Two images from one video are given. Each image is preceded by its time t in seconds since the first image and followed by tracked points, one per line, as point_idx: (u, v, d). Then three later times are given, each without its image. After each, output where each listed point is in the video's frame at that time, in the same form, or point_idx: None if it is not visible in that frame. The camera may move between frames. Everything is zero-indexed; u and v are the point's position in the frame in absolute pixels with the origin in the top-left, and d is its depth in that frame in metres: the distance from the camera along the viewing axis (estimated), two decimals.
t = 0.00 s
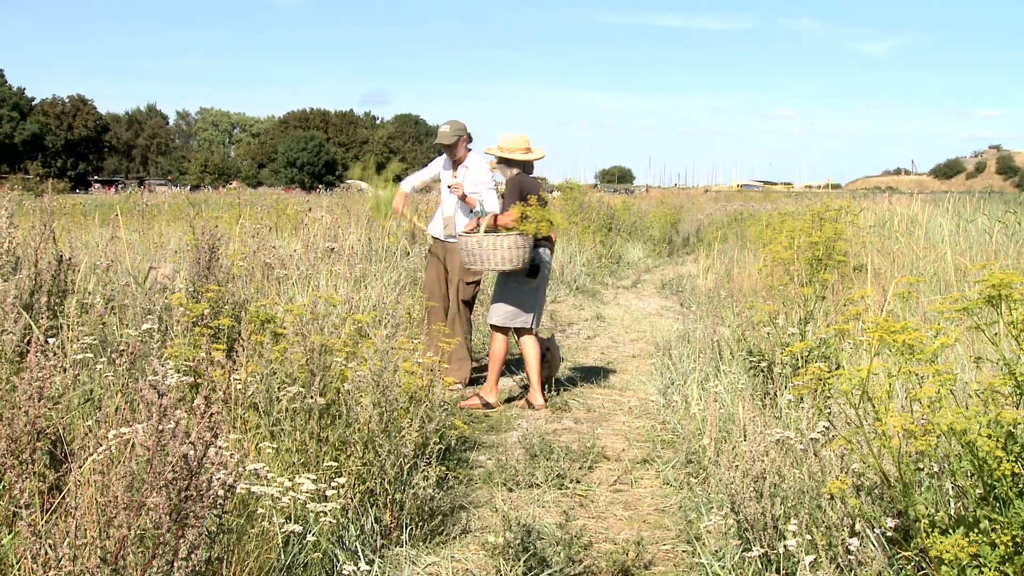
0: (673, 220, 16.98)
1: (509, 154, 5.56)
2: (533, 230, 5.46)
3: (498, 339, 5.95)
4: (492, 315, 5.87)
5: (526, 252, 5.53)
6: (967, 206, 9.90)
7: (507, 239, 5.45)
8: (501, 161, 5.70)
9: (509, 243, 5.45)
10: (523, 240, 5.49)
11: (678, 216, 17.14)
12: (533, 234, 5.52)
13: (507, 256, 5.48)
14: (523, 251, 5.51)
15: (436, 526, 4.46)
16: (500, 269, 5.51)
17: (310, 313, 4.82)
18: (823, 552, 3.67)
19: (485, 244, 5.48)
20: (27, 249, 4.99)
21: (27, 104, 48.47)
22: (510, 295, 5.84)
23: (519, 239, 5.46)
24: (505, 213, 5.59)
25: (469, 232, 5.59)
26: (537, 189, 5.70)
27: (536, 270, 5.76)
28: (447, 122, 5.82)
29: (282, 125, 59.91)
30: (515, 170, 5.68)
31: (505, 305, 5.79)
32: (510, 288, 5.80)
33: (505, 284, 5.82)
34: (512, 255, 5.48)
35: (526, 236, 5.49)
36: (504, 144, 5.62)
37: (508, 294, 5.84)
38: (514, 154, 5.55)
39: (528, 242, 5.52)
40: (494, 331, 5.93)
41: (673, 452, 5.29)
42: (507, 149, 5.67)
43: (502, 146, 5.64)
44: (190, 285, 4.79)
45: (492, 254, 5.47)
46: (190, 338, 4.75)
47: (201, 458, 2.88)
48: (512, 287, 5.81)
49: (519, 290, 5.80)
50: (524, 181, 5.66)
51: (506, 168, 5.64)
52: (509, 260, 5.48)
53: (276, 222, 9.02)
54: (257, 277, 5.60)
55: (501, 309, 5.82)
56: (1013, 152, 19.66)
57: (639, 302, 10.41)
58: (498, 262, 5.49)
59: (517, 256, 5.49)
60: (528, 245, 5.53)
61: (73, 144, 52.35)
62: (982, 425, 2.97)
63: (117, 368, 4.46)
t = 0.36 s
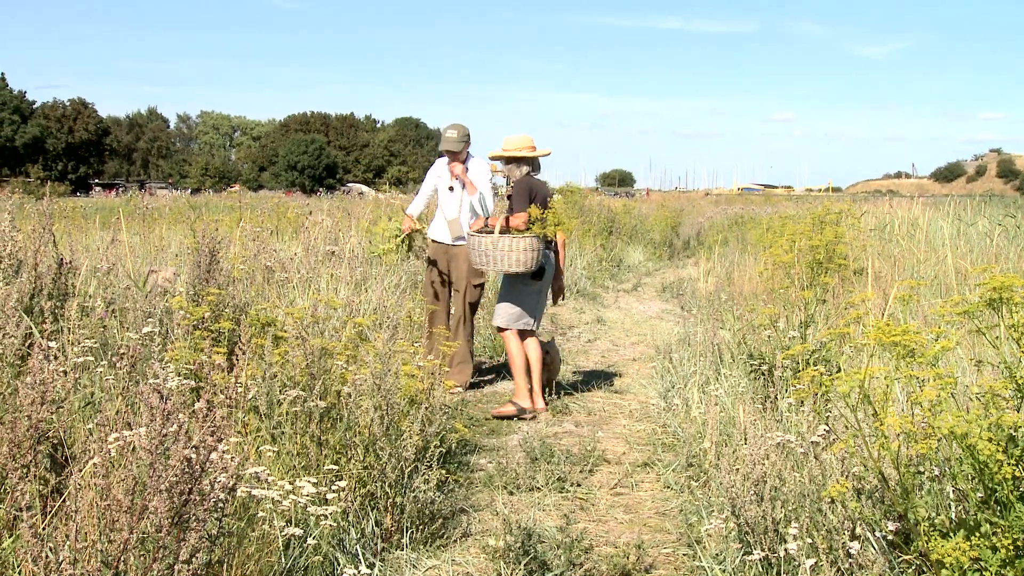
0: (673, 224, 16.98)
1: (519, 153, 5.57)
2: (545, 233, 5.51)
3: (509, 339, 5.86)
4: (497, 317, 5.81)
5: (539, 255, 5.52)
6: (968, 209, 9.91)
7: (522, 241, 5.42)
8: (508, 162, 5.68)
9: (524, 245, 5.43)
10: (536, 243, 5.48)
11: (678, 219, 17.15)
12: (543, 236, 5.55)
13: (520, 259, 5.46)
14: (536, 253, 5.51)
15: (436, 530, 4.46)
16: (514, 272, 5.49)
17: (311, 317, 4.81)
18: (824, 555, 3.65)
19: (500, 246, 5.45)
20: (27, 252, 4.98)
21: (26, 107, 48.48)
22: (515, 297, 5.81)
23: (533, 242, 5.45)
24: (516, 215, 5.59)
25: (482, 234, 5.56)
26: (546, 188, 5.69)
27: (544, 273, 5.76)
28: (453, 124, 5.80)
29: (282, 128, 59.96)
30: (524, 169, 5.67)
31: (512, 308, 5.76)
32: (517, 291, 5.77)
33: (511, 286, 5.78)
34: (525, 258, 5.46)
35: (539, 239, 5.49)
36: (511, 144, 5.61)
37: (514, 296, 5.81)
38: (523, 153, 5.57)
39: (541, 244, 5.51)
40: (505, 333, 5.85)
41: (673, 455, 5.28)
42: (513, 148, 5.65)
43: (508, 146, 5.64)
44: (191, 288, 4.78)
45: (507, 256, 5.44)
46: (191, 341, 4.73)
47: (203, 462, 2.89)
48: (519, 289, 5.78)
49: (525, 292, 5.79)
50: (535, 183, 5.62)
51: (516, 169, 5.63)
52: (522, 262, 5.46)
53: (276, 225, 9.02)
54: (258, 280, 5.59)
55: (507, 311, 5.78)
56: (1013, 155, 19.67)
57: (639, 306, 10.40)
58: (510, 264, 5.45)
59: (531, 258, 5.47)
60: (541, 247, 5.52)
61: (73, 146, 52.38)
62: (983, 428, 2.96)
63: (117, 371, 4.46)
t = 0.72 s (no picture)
0: (681, 225, 16.93)
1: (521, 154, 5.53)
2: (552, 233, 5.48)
3: (529, 345, 5.72)
4: (511, 323, 5.72)
5: (548, 255, 5.48)
6: (980, 209, 9.83)
7: (529, 243, 5.38)
8: (510, 163, 5.64)
9: (532, 246, 5.38)
10: (544, 243, 5.44)
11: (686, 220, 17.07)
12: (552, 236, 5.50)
13: (530, 261, 5.40)
14: (545, 254, 5.46)
15: (442, 533, 4.44)
16: (524, 274, 5.43)
17: (316, 318, 4.77)
18: (834, 560, 3.61)
19: (508, 250, 5.40)
20: (31, 253, 4.96)
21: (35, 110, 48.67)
22: (529, 302, 5.71)
23: (540, 242, 5.41)
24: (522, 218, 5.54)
25: (489, 239, 5.51)
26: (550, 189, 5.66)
27: (553, 274, 5.69)
28: (462, 126, 5.75)
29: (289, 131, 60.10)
30: (527, 170, 5.63)
31: (527, 312, 5.66)
32: (530, 295, 5.68)
33: (523, 290, 5.69)
34: (534, 259, 5.41)
35: (546, 239, 5.45)
36: (513, 144, 5.57)
37: (527, 301, 5.71)
38: (526, 154, 5.52)
39: (549, 244, 5.47)
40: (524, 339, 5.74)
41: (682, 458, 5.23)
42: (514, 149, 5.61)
43: (510, 147, 5.59)
44: (196, 289, 4.75)
45: (516, 259, 5.39)
46: (195, 343, 4.67)
47: (206, 464, 2.99)
48: (532, 293, 5.69)
49: (538, 295, 5.70)
50: (538, 183, 5.58)
51: (519, 170, 5.59)
52: (532, 264, 5.41)
53: (282, 226, 9.01)
54: (262, 281, 5.57)
55: (522, 317, 5.69)
56: None
57: (647, 308, 10.35)
58: (521, 266, 5.40)
59: (541, 259, 5.42)
60: (549, 247, 5.48)
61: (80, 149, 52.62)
62: (994, 432, 2.91)
63: (121, 373, 4.43)
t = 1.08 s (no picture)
0: (700, 225, 16.55)
1: (529, 146, 5.19)
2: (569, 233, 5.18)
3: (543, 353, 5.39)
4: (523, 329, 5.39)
5: (565, 258, 5.17)
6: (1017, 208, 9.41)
7: (547, 244, 5.07)
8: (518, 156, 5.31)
9: (549, 248, 5.07)
10: (562, 245, 5.13)
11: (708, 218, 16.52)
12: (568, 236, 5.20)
13: (547, 263, 5.10)
14: (562, 256, 5.15)
15: (449, 550, 4.12)
16: (540, 277, 5.12)
17: (315, 320, 4.49)
18: None
19: (524, 251, 5.08)
20: (14, 249, 4.70)
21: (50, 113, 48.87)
22: (542, 307, 5.38)
23: (558, 244, 5.10)
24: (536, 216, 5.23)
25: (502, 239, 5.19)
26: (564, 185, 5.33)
27: (568, 277, 5.38)
28: (471, 116, 5.46)
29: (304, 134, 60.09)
30: (536, 163, 5.28)
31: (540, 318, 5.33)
32: (544, 299, 5.35)
33: (536, 294, 5.36)
34: (551, 261, 5.10)
35: (564, 240, 5.14)
36: (521, 136, 5.24)
37: (540, 305, 5.37)
38: (534, 146, 5.19)
39: (567, 245, 5.17)
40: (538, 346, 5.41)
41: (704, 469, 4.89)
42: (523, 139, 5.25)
43: (518, 139, 5.26)
44: (186, 289, 4.47)
45: (531, 260, 5.08)
46: (186, 345, 4.40)
47: (196, 475, 2.98)
48: (546, 297, 5.36)
49: (553, 300, 5.37)
50: (553, 179, 5.25)
51: (527, 164, 5.25)
52: (548, 266, 5.11)
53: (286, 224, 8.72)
54: (259, 280, 5.29)
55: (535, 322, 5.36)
56: None
57: (666, 310, 9.99)
58: (537, 269, 5.09)
59: (558, 262, 5.12)
60: (566, 249, 5.18)
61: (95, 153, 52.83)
62: None
63: (106, 379, 4.17)
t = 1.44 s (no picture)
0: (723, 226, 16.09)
1: (545, 136, 4.89)
2: (580, 224, 4.78)
3: (563, 360, 5.07)
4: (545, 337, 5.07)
5: (578, 252, 4.81)
6: None
7: (555, 240, 4.74)
8: (533, 146, 5.01)
9: (556, 243, 4.75)
10: (572, 239, 4.78)
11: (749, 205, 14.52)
12: (581, 229, 4.81)
13: (559, 260, 4.77)
14: (575, 250, 4.79)
15: (461, 569, 3.74)
16: (552, 275, 4.80)
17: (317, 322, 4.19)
18: None
19: (531, 249, 4.78)
20: None
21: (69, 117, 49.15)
22: (564, 310, 5.05)
23: (567, 237, 4.76)
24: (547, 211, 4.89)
25: (509, 238, 4.91)
26: (580, 175, 4.98)
27: (588, 274, 5.01)
28: (479, 97, 5.17)
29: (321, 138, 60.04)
30: (553, 154, 4.97)
31: (563, 322, 4.99)
32: (565, 301, 5.01)
33: (556, 297, 5.04)
34: (563, 257, 4.77)
35: (574, 233, 4.79)
36: (537, 125, 4.94)
37: (562, 308, 5.03)
38: (551, 135, 4.89)
39: (578, 239, 4.81)
40: (559, 352, 5.08)
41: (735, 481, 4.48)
42: (540, 129, 4.96)
43: (534, 128, 4.96)
44: (180, 288, 4.20)
45: (539, 258, 4.77)
46: (179, 349, 4.13)
47: (191, 487, 3.00)
48: (566, 299, 5.02)
49: (574, 301, 5.02)
50: (569, 168, 4.92)
51: (543, 154, 4.95)
52: (560, 263, 4.77)
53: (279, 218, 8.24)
54: (257, 279, 4.99)
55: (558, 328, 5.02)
56: None
57: (692, 311, 9.57)
58: (549, 267, 4.77)
59: (569, 257, 4.77)
60: (579, 242, 4.82)
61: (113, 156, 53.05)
62: None
63: (94, 384, 3.91)
